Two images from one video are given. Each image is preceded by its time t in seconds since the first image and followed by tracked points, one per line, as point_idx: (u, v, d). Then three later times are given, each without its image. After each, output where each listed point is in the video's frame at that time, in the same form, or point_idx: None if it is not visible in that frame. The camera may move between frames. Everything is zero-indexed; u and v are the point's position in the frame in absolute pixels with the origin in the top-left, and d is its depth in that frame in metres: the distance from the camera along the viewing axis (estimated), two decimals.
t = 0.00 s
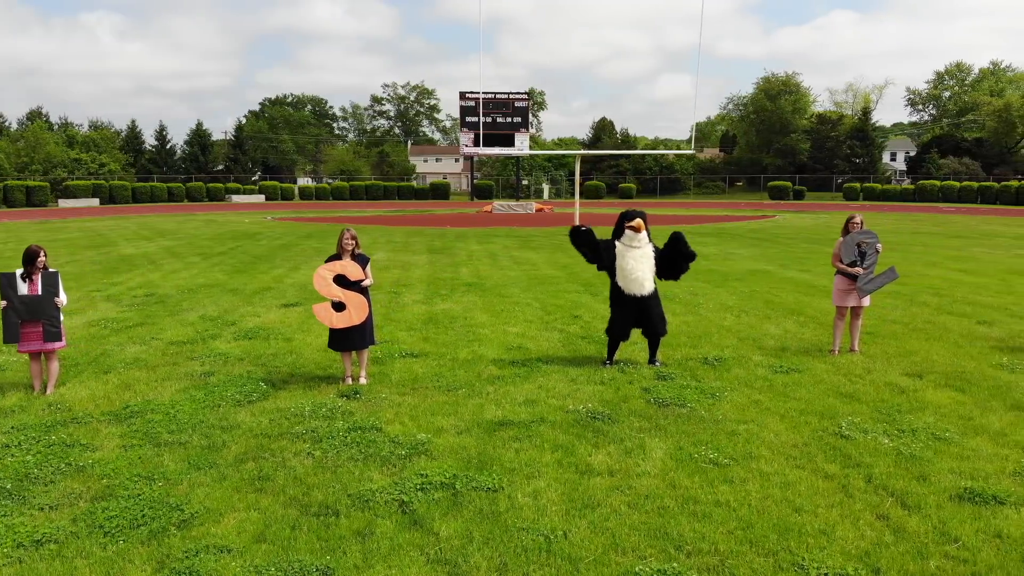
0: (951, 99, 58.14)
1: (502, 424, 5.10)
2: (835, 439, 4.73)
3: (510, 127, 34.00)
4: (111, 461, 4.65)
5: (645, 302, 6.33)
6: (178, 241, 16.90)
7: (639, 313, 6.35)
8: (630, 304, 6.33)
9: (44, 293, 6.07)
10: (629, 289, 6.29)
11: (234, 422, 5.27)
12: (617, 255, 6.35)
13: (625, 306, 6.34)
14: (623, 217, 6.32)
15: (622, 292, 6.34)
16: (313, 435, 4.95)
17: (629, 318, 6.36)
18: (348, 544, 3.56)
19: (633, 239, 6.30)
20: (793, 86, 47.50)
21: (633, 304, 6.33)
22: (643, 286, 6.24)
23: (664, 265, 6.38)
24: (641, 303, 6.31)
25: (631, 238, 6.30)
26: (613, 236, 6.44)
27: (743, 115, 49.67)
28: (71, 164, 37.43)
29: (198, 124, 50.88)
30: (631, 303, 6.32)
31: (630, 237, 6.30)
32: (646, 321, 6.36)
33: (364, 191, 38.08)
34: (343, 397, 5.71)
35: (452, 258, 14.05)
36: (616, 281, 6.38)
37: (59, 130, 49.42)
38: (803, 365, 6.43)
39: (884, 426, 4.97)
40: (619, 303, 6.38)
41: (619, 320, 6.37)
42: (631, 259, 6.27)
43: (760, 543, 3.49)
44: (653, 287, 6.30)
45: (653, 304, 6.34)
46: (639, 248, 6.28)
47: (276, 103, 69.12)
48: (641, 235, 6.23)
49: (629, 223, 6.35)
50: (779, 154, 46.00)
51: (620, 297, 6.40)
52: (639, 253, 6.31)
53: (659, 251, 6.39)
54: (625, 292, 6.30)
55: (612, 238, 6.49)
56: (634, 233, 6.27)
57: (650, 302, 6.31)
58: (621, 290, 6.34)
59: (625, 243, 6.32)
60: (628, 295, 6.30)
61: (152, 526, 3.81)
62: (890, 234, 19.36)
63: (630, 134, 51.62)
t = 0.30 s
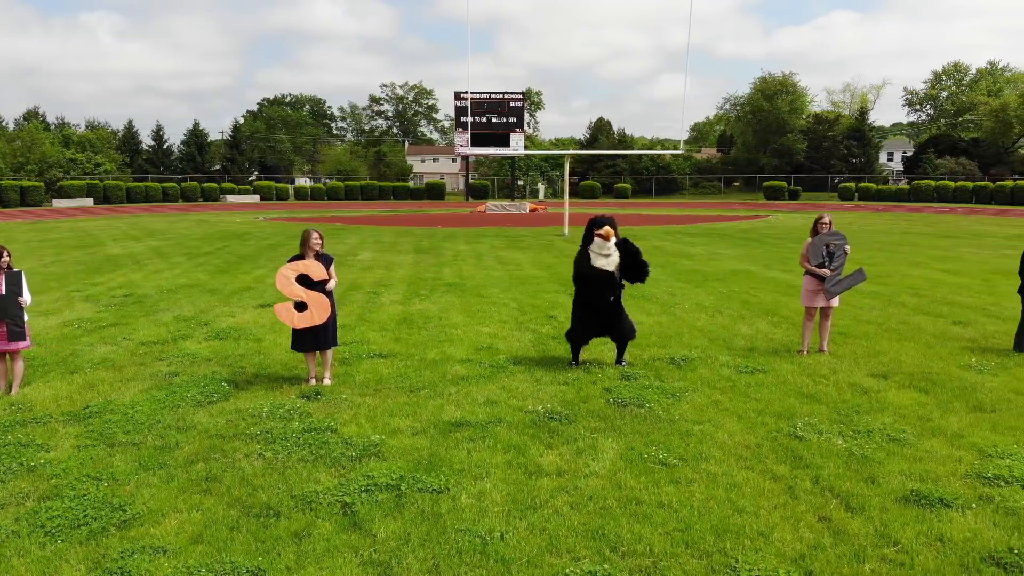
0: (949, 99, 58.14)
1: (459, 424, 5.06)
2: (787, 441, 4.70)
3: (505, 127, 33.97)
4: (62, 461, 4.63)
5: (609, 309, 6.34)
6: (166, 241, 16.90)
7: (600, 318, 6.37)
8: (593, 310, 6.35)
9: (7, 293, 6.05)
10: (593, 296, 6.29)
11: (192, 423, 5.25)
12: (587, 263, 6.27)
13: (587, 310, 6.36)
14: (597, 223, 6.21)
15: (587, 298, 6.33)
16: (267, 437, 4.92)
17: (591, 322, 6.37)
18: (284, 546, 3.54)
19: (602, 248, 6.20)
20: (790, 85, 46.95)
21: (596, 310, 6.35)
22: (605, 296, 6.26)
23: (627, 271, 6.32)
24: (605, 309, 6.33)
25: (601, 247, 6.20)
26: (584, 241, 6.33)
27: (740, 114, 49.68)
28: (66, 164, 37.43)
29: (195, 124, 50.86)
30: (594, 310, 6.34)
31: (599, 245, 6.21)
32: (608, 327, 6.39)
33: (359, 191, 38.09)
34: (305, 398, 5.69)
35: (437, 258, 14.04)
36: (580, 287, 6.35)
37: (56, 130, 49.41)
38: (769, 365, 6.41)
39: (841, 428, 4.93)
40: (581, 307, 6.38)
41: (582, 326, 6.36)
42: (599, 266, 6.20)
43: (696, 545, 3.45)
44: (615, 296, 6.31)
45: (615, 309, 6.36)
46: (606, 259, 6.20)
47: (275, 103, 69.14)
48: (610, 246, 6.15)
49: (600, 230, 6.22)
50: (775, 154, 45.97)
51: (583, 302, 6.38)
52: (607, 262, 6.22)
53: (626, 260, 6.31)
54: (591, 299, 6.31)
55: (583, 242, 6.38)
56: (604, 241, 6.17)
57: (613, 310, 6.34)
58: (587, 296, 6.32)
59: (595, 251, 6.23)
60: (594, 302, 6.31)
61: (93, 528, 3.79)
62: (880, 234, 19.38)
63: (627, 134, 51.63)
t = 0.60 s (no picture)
0: (946, 99, 58.23)
1: (420, 424, 5.03)
2: (746, 442, 4.68)
3: (501, 127, 33.74)
4: (19, 462, 4.62)
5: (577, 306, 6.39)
6: (155, 241, 16.89)
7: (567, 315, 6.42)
8: (562, 308, 6.39)
9: None
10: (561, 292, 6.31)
11: (153, 424, 5.24)
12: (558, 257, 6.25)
13: (555, 305, 6.39)
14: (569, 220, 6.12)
15: (555, 293, 6.37)
16: (226, 438, 4.90)
17: (558, 317, 6.41)
18: (228, 547, 3.53)
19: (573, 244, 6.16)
20: (788, 86, 47.16)
21: (563, 305, 6.38)
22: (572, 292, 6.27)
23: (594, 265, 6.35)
24: (573, 305, 6.37)
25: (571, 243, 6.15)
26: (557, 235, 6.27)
27: (737, 114, 49.71)
28: (62, 164, 37.48)
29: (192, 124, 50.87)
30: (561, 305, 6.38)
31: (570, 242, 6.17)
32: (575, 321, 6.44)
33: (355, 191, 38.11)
34: (271, 399, 5.66)
35: (424, 258, 14.05)
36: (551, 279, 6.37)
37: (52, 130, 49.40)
38: (739, 365, 6.41)
39: (802, 429, 4.91)
40: (549, 300, 6.43)
41: (548, 319, 6.42)
42: (566, 264, 6.18)
43: (639, 546, 3.43)
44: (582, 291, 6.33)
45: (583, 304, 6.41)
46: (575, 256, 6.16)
47: (273, 103, 69.21)
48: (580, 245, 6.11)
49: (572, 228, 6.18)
50: (772, 154, 46.00)
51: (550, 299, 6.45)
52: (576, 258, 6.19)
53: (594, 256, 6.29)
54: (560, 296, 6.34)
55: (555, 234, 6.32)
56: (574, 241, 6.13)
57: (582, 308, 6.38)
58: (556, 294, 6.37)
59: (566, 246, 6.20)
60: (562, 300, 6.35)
61: (39, 527, 3.79)
62: (871, 234, 19.38)
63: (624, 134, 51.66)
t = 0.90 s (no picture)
0: (944, 99, 58.23)
1: (374, 425, 5.00)
2: (698, 442, 4.65)
3: (496, 127, 33.61)
4: None
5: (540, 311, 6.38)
6: (143, 241, 16.88)
7: (533, 319, 6.40)
8: (527, 312, 6.38)
9: None
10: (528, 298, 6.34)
11: (110, 425, 5.21)
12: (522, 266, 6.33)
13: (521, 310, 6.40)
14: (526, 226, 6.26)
15: (519, 298, 6.38)
16: (180, 439, 4.88)
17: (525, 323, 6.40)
18: (162, 549, 3.52)
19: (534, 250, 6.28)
20: (785, 86, 47.06)
21: (530, 311, 6.38)
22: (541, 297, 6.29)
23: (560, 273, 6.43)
24: (538, 310, 6.37)
25: (531, 249, 6.27)
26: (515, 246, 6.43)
27: (734, 114, 49.73)
28: (58, 164, 37.52)
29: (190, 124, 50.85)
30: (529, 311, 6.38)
31: (530, 248, 6.29)
32: (544, 326, 6.41)
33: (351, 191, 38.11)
34: (232, 400, 5.64)
35: (410, 258, 14.04)
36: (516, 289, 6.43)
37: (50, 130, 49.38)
38: (706, 366, 6.39)
39: (756, 429, 4.89)
40: (516, 307, 6.43)
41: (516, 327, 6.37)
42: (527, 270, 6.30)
43: (572, 547, 3.41)
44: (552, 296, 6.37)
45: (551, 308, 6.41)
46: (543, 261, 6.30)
47: (272, 103, 69.28)
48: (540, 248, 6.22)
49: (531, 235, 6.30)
50: (769, 154, 46.02)
51: (516, 305, 6.44)
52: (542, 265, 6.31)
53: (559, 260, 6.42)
54: (523, 301, 6.35)
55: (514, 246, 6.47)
56: (533, 246, 6.25)
57: (547, 312, 6.37)
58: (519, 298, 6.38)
59: (526, 254, 6.31)
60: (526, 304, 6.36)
61: None
62: (861, 234, 19.35)
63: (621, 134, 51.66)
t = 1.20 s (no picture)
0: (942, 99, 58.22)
1: (334, 425, 4.99)
2: (655, 442, 4.64)
3: (492, 127, 32.32)
4: None
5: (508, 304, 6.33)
6: (132, 241, 16.88)
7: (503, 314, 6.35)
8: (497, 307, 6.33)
9: None
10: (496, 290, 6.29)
11: (72, 425, 5.21)
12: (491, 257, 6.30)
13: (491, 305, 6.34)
14: (497, 217, 6.25)
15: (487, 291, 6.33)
16: (139, 440, 4.87)
17: (494, 318, 6.35)
18: (105, 549, 3.51)
19: (504, 241, 6.27)
20: (782, 86, 47.21)
21: (498, 304, 6.33)
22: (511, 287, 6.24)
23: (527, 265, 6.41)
24: (507, 304, 6.32)
25: (501, 240, 6.27)
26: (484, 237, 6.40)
27: (731, 114, 49.74)
28: (54, 164, 37.53)
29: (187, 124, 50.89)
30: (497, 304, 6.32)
31: (500, 240, 6.28)
32: (513, 320, 6.37)
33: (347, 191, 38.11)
34: (197, 400, 5.63)
35: (397, 258, 14.05)
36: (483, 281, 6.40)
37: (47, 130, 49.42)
38: (675, 367, 6.37)
39: (716, 429, 4.88)
40: (485, 300, 6.37)
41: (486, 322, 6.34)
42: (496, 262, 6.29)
43: (512, 547, 3.39)
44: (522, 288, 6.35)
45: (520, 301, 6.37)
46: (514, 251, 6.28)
47: (270, 104, 69.34)
48: (511, 238, 6.21)
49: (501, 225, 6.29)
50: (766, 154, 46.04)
51: (486, 299, 6.39)
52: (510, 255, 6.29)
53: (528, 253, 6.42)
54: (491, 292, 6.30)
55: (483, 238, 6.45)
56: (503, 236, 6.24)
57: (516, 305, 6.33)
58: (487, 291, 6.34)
59: (496, 245, 6.29)
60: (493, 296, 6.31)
61: None
62: (852, 235, 19.33)
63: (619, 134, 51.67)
